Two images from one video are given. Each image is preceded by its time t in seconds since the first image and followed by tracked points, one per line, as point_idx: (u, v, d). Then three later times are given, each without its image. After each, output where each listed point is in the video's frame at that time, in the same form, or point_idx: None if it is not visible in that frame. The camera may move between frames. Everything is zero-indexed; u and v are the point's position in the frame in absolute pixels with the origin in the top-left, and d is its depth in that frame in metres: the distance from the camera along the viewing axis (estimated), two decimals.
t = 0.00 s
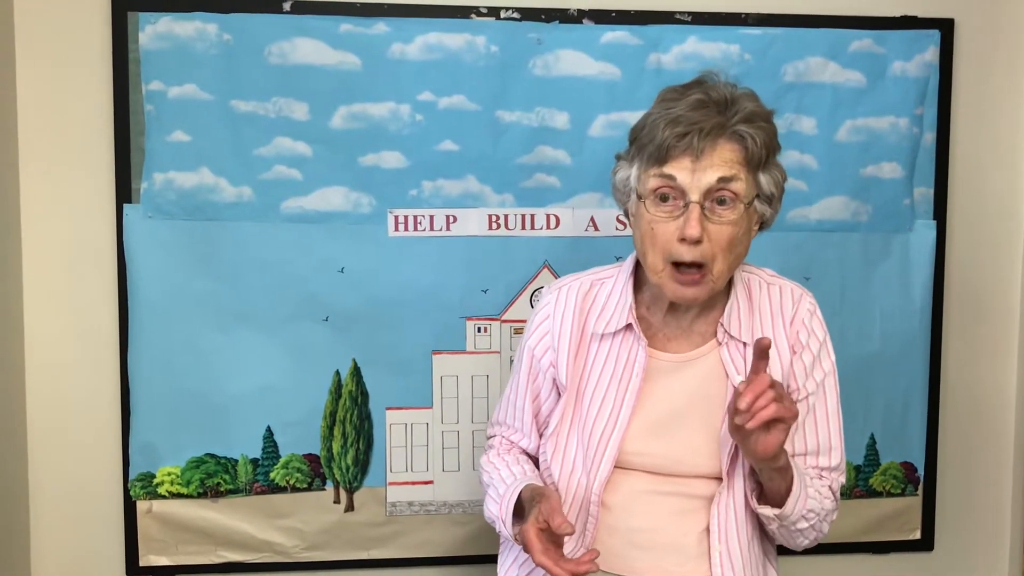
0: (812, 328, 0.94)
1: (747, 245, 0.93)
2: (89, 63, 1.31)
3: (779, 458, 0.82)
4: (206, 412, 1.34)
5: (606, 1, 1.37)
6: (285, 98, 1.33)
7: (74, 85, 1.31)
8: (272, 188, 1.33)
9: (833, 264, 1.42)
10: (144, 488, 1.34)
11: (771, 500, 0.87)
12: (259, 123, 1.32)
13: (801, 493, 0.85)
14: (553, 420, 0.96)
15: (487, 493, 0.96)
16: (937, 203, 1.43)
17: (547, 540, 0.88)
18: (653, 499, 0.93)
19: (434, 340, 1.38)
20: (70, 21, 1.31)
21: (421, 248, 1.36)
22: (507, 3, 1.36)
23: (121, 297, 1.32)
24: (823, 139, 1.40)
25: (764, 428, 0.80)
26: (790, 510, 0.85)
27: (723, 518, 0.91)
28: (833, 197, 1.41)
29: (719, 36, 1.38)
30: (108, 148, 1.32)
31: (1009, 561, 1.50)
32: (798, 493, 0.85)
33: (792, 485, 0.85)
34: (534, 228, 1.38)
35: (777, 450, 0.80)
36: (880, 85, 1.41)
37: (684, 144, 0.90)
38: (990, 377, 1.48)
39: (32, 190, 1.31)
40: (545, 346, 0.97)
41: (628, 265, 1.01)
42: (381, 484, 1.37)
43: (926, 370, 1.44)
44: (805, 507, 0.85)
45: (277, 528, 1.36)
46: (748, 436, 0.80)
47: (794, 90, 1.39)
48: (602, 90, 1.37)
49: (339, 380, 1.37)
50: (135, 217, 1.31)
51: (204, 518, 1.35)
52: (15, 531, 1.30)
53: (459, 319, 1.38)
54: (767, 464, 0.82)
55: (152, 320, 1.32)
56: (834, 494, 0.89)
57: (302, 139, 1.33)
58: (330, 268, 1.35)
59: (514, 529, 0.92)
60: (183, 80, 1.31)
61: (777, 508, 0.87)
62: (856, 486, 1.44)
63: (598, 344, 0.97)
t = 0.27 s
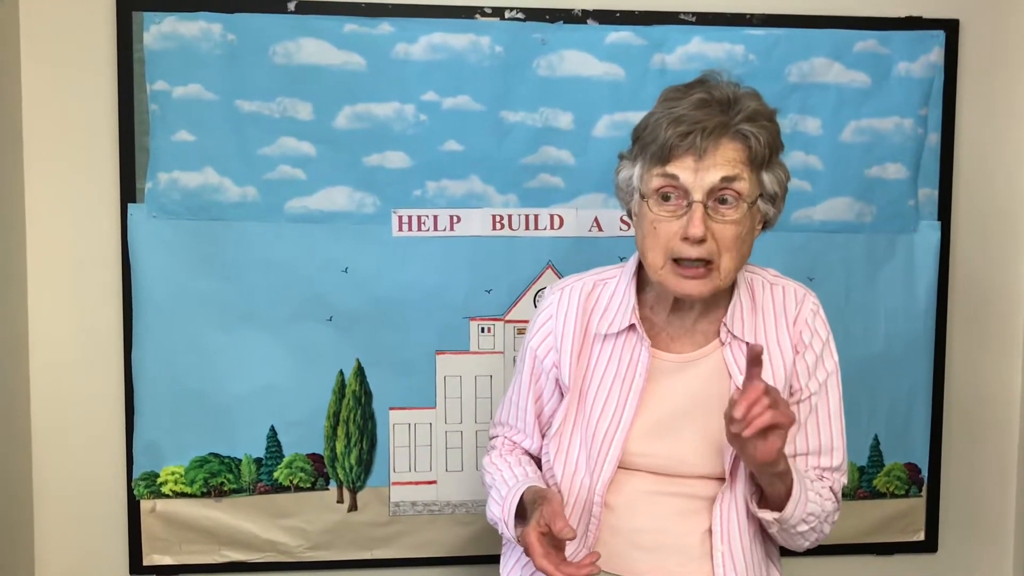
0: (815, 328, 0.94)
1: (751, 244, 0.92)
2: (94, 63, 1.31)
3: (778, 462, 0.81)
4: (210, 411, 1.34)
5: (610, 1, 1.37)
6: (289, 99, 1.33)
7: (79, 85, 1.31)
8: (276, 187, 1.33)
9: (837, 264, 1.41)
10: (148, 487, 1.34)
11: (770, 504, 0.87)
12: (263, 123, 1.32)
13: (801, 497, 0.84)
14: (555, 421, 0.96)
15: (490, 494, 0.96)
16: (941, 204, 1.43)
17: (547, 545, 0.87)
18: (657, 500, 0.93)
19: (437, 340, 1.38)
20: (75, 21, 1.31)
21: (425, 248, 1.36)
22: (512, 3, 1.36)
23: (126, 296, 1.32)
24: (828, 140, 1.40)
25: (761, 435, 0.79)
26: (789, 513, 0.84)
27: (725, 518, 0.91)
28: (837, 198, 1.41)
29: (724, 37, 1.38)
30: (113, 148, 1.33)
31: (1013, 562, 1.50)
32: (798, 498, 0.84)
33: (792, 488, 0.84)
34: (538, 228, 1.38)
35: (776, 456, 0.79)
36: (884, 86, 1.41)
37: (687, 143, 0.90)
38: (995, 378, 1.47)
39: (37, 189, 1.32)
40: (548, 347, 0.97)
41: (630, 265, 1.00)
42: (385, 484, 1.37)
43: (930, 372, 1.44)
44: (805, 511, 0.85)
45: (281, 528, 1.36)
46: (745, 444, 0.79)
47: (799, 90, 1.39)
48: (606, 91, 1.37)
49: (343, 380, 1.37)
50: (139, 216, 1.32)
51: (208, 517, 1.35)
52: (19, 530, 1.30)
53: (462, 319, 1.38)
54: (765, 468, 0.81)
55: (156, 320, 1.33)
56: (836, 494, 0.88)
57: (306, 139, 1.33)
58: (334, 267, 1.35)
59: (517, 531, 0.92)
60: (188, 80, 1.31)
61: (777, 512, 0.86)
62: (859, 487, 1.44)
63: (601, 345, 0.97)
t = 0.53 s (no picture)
0: (818, 328, 0.94)
1: (754, 246, 0.92)
2: (98, 62, 1.31)
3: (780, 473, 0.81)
4: (213, 411, 1.34)
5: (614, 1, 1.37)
6: (293, 98, 1.33)
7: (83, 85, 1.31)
8: (279, 187, 1.33)
9: (841, 265, 1.41)
10: (151, 486, 1.34)
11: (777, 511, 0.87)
12: (267, 123, 1.32)
13: (804, 505, 0.84)
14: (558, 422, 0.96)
15: (492, 494, 0.96)
16: (946, 204, 1.43)
17: (552, 546, 0.87)
18: (661, 500, 0.93)
19: (440, 340, 1.38)
20: (79, 20, 1.31)
21: (429, 248, 1.36)
22: (516, 3, 1.36)
23: (129, 296, 1.32)
24: (831, 140, 1.40)
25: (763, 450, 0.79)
26: (792, 520, 0.85)
27: (728, 519, 0.91)
28: (841, 198, 1.40)
29: (728, 37, 1.38)
30: (116, 147, 1.33)
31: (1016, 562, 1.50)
32: (801, 506, 0.84)
33: (795, 497, 0.85)
34: (541, 228, 1.38)
35: (778, 468, 0.80)
36: (888, 86, 1.41)
37: (690, 146, 0.89)
38: (998, 378, 1.47)
39: (41, 189, 1.32)
40: (550, 347, 0.97)
41: (633, 265, 1.00)
42: (388, 484, 1.37)
43: (934, 372, 1.44)
44: (808, 518, 0.85)
45: (284, 527, 1.36)
46: (748, 459, 0.79)
47: (802, 91, 1.39)
48: (610, 91, 1.37)
49: (346, 380, 1.37)
50: (142, 216, 1.32)
51: (211, 517, 1.35)
52: (23, 528, 1.30)
53: (466, 319, 1.38)
54: (768, 477, 0.82)
55: (159, 319, 1.33)
56: (840, 497, 0.88)
57: (310, 139, 1.33)
58: (338, 267, 1.35)
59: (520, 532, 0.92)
60: (192, 80, 1.31)
61: (781, 519, 0.87)
62: (863, 488, 1.44)
63: (604, 345, 0.97)
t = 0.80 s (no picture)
0: (821, 327, 0.94)
1: (760, 234, 0.92)
2: (99, 61, 1.31)
3: (778, 463, 0.80)
4: (214, 410, 1.34)
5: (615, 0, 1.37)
6: (295, 97, 1.33)
7: (84, 84, 1.31)
8: (281, 186, 1.33)
9: (842, 264, 1.41)
10: (152, 485, 1.34)
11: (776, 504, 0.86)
12: (268, 121, 1.32)
13: (803, 498, 0.83)
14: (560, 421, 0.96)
15: (494, 494, 0.96)
16: (948, 204, 1.43)
17: (553, 545, 0.87)
18: (663, 500, 0.93)
19: (442, 339, 1.37)
20: (81, 19, 1.31)
21: (430, 247, 1.36)
22: (517, 1, 1.36)
23: (130, 295, 1.32)
24: (833, 140, 1.40)
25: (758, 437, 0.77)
26: (791, 515, 0.83)
27: (729, 520, 0.90)
28: (843, 197, 1.40)
29: (730, 36, 1.38)
30: (118, 147, 1.32)
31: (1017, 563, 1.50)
32: (800, 499, 0.83)
33: (794, 491, 0.83)
34: (543, 227, 1.38)
35: (774, 457, 0.78)
36: (891, 85, 1.40)
37: (696, 129, 0.89)
38: (1000, 378, 1.47)
39: (42, 188, 1.32)
40: (553, 346, 0.97)
41: (636, 264, 1.00)
42: (389, 483, 1.37)
43: (936, 372, 1.44)
44: (808, 512, 0.84)
45: (285, 527, 1.36)
46: (743, 446, 0.78)
47: (805, 90, 1.39)
48: (612, 90, 1.37)
49: (347, 379, 1.37)
50: (144, 214, 1.32)
51: (212, 516, 1.35)
52: (24, 527, 1.30)
53: (467, 319, 1.38)
54: (765, 469, 0.80)
55: (161, 318, 1.33)
56: (843, 497, 0.88)
57: (311, 138, 1.33)
58: (339, 266, 1.35)
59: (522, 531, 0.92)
60: (193, 78, 1.31)
61: (779, 513, 0.85)
62: (864, 488, 1.44)
63: (606, 344, 0.97)
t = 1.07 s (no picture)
0: (820, 323, 0.93)
1: (762, 233, 0.91)
2: (100, 60, 1.31)
3: (766, 425, 0.80)
4: (215, 409, 1.34)
5: None
6: (295, 96, 1.32)
7: (85, 82, 1.31)
8: (281, 185, 1.33)
9: (843, 264, 1.41)
10: (152, 484, 1.34)
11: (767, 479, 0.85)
12: (269, 120, 1.32)
13: (795, 471, 0.83)
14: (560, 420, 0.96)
15: (495, 493, 0.96)
16: (948, 204, 1.43)
17: (554, 543, 0.87)
18: (663, 499, 0.92)
19: (442, 338, 1.37)
20: (81, 18, 1.31)
21: (431, 247, 1.36)
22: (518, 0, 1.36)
23: (131, 293, 1.32)
24: (834, 139, 1.40)
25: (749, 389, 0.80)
26: (781, 486, 0.82)
27: (727, 517, 0.90)
28: (844, 197, 1.40)
29: (730, 35, 1.38)
30: (118, 145, 1.32)
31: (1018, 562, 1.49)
32: (791, 470, 0.82)
33: (786, 462, 0.83)
34: (543, 227, 1.37)
35: (764, 412, 0.79)
36: (891, 84, 1.40)
37: (697, 129, 0.89)
38: (1000, 378, 1.47)
39: (42, 186, 1.31)
40: (553, 345, 0.97)
41: (635, 263, 1.00)
42: (389, 482, 1.37)
43: (936, 371, 1.44)
44: (799, 487, 0.83)
45: (285, 526, 1.36)
46: (734, 397, 0.80)
47: (805, 89, 1.39)
48: (612, 88, 1.37)
49: (347, 378, 1.36)
50: (144, 213, 1.32)
51: (213, 515, 1.35)
52: (25, 526, 1.30)
53: (468, 318, 1.38)
54: (753, 432, 0.81)
55: (161, 317, 1.32)
56: (844, 493, 0.87)
57: (312, 137, 1.33)
58: (340, 265, 1.35)
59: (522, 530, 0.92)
60: (194, 77, 1.31)
61: (770, 487, 0.84)
62: (865, 487, 1.44)
63: (606, 343, 0.96)
